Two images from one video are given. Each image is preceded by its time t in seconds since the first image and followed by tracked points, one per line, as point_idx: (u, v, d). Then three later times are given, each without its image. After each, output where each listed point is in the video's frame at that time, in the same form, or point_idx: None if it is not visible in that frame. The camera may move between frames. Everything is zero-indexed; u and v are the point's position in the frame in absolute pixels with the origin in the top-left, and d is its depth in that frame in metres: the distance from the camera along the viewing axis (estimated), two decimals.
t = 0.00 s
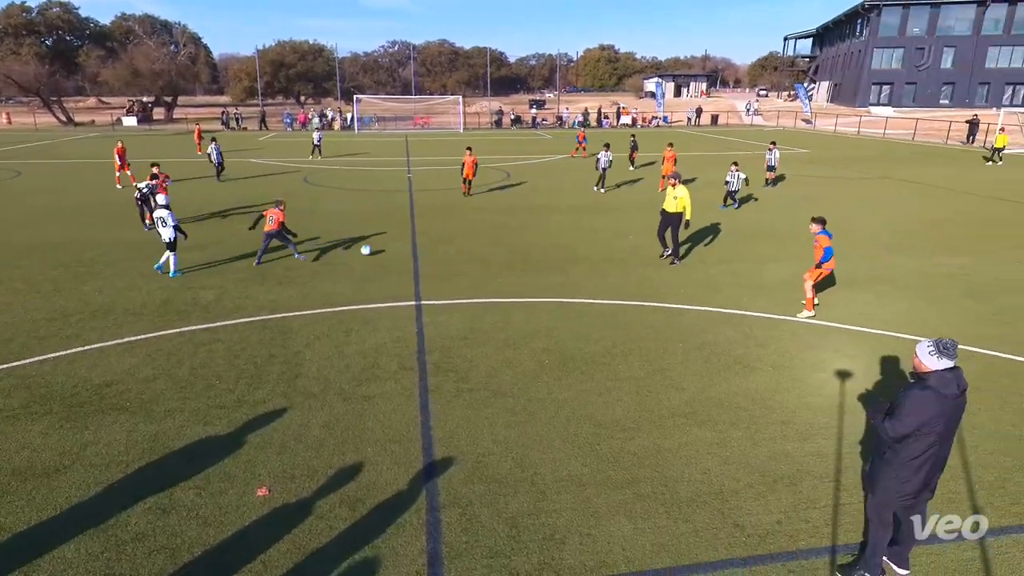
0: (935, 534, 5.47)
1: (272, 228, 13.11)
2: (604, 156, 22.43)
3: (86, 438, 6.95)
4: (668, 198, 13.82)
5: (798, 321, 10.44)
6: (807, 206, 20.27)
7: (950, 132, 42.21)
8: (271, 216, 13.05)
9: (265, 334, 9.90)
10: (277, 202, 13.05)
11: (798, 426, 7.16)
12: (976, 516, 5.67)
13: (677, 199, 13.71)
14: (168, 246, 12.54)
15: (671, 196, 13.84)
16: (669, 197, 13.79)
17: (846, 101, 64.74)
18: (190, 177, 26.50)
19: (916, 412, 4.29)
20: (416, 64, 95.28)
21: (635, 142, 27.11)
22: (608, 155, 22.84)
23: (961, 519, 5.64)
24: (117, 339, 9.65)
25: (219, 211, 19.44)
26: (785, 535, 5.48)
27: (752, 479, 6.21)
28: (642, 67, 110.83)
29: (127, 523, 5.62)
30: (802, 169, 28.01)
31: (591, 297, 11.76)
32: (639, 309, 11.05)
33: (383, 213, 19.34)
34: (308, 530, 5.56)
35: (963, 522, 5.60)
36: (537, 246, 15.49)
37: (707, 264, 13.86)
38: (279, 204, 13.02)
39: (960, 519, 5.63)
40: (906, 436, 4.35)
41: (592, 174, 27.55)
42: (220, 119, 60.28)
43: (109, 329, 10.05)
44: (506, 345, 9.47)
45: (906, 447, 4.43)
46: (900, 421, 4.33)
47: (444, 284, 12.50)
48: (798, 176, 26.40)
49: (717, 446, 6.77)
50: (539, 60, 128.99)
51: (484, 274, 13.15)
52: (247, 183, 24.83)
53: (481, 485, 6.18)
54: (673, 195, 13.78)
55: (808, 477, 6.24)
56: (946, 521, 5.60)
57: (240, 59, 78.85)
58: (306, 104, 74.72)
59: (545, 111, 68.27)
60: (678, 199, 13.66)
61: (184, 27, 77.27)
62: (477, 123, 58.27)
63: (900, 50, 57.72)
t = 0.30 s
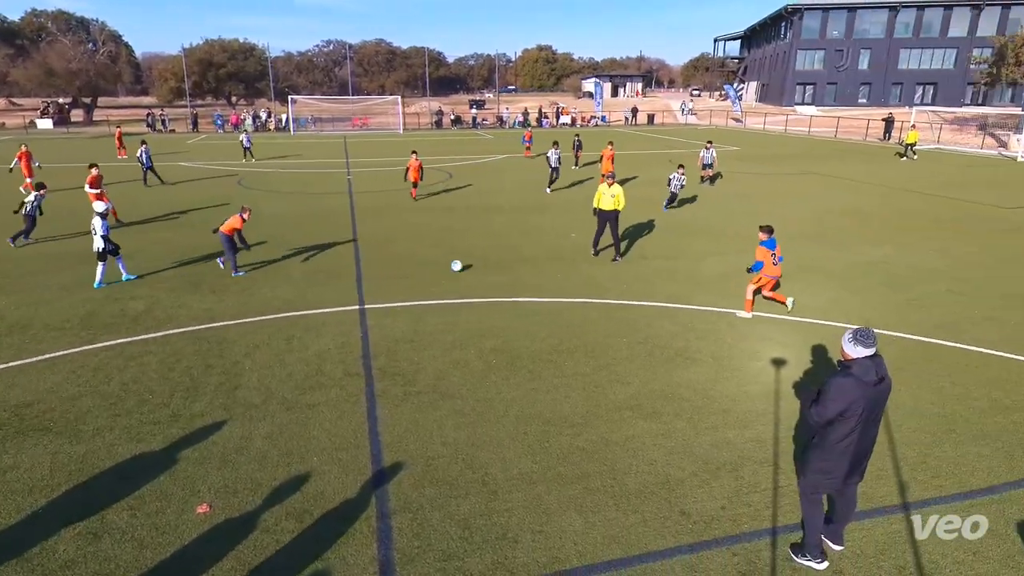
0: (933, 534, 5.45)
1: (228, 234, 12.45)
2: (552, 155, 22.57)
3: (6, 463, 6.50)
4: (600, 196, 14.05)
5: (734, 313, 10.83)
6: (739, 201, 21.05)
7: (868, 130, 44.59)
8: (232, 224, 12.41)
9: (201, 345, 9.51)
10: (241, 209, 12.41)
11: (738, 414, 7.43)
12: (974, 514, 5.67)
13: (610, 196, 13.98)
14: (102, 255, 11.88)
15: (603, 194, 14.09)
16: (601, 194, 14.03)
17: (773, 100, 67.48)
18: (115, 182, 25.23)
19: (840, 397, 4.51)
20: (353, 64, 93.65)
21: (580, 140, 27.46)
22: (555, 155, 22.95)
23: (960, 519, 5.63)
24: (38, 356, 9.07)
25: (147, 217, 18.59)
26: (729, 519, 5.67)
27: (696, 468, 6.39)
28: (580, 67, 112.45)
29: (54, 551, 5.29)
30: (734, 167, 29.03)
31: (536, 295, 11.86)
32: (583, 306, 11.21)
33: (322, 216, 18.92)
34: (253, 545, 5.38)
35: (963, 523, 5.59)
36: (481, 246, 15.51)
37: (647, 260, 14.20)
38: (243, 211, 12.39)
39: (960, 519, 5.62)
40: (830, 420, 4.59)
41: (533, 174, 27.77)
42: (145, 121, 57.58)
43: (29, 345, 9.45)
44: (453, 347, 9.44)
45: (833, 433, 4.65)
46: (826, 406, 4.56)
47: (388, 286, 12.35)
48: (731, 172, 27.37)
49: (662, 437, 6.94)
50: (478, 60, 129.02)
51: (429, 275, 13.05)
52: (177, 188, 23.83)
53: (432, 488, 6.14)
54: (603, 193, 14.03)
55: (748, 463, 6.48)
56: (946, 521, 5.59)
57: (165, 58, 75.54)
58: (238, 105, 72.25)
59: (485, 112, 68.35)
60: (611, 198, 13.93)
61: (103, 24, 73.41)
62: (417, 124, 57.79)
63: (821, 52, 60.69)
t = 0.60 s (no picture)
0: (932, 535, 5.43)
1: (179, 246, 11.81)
2: (504, 157, 22.51)
3: None
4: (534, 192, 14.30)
5: (672, 306, 11.13)
6: (674, 198, 21.66)
7: (792, 128, 46.67)
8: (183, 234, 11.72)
9: (129, 358, 9.02)
10: (191, 218, 11.66)
11: (680, 405, 7.64)
12: (974, 514, 5.65)
13: (542, 193, 14.25)
14: (39, 264, 11.19)
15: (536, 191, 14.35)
16: (534, 190, 14.27)
17: (704, 100, 69.73)
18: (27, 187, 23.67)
19: (761, 388, 4.69)
20: (284, 63, 91.03)
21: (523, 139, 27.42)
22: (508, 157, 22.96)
23: (960, 519, 5.62)
24: None
25: (65, 224, 17.53)
26: (674, 507, 5.83)
27: (641, 459, 6.53)
28: (517, 68, 113.41)
29: None
30: (669, 164, 29.83)
31: (479, 294, 11.86)
32: (527, 304, 11.29)
33: (256, 219, 18.33)
34: (192, 564, 5.15)
35: (962, 522, 5.58)
36: (422, 246, 15.38)
37: (588, 256, 14.42)
38: (193, 220, 11.63)
39: (960, 518, 5.61)
40: (754, 409, 4.76)
41: (473, 173, 27.74)
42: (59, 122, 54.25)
43: None
44: (397, 349, 9.33)
45: (759, 423, 4.81)
46: (749, 399, 4.72)
47: (327, 290, 12.08)
48: (666, 170, 28.12)
49: (608, 431, 7.06)
50: (414, 60, 127.84)
51: (370, 278, 12.85)
52: (98, 192, 22.59)
53: (379, 493, 6.04)
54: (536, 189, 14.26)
55: (690, 451, 6.68)
56: (944, 521, 5.58)
57: (80, 56, 71.43)
58: (162, 104, 69.06)
59: (423, 112, 67.79)
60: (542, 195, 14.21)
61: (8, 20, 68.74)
62: (353, 124, 56.74)
63: (747, 53, 63.16)
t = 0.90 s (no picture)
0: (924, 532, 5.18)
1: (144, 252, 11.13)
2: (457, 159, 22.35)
3: None
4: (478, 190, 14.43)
5: (614, 302, 11.34)
6: (613, 195, 22.08)
7: (723, 126, 48.31)
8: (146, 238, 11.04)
9: (49, 374, 8.49)
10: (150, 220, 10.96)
11: (624, 398, 7.79)
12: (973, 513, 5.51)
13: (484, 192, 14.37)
14: None
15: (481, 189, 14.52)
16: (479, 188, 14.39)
17: (639, 100, 71.28)
18: None
19: (693, 378, 4.90)
20: (212, 61, 87.65)
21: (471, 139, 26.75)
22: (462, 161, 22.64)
23: (961, 518, 5.47)
24: None
25: None
26: (621, 498, 5.95)
27: (588, 453, 6.63)
28: (455, 67, 113.26)
29: None
30: (607, 162, 30.37)
31: (421, 296, 11.76)
32: (471, 304, 11.26)
33: (186, 224, 17.60)
34: None
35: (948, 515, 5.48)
36: (362, 248, 15.13)
37: (529, 255, 14.53)
38: (151, 222, 10.91)
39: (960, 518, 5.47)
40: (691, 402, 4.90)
41: (413, 173, 27.50)
42: None
43: None
44: (340, 354, 9.13)
45: (698, 416, 4.99)
46: (683, 390, 4.94)
47: (264, 295, 11.72)
48: (604, 168, 28.63)
49: (555, 427, 7.13)
50: (350, 58, 125.50)
51: (311, 282, 12.53)
52: (9, 198, 21.18)
53: (326, 502, 5.91)
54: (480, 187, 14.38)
55: (636, 443, 6.82)
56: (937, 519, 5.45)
57: None
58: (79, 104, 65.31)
59: (361, 111, 66.70)
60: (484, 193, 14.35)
61: None
62: (288, 125, 55.25)
63: (679, 53, 64.98)
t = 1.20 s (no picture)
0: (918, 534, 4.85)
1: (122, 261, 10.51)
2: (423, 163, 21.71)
3: None
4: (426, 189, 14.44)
5: (562, 300, 11.46)
6: (558, 194, 22.29)
7: (663, 125, 49.48)
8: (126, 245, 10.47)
9: None
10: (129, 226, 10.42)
11: (574, 395, 7.88)
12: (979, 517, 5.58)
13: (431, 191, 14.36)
14: None
15: (428, 186, 14.52)
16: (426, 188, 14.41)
17: (581, 100, 72.20)
18: None
19: (650, 373, 4.94)
20: (140, 60, 83.80)
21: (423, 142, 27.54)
22: (430, 162, 22.07)
23: (961, 519, 5.52)
24: None
25: None
26: (574, 494, 6.02)
27: (541, 451, 6.67)
28: (396, 68, 112.24)
29: None
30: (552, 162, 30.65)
31: (368, 299, 11.58)
32: (420, 306, 11.16)
33: (116, 231, 16.80)
34: None
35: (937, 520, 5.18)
36: (305, 252, 14.79)
37: (477, 255, 14.52)
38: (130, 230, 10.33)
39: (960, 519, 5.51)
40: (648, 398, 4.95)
41: (357, 174, 27.07)
42: None
43: None
44: (285, 362, 8.89)
45: (654, 411, 5.05)
46: (640, 386, 4.98)
47: (203, 304, 11.30)
48: (549, 167, 28.88)
49: (508, 426, 7.15)
50: (287, 58, 122.41)
51: (253, 288, 12.17)
52: None
53: (276, 515, 5.74)
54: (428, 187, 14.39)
55: (587, 439, 6.91)
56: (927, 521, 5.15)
57: None
58: None
59: (300, 112, 65.17)
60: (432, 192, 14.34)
61: None
62: (223, 126, 53.46)
63: (618, 54, 66.15)
